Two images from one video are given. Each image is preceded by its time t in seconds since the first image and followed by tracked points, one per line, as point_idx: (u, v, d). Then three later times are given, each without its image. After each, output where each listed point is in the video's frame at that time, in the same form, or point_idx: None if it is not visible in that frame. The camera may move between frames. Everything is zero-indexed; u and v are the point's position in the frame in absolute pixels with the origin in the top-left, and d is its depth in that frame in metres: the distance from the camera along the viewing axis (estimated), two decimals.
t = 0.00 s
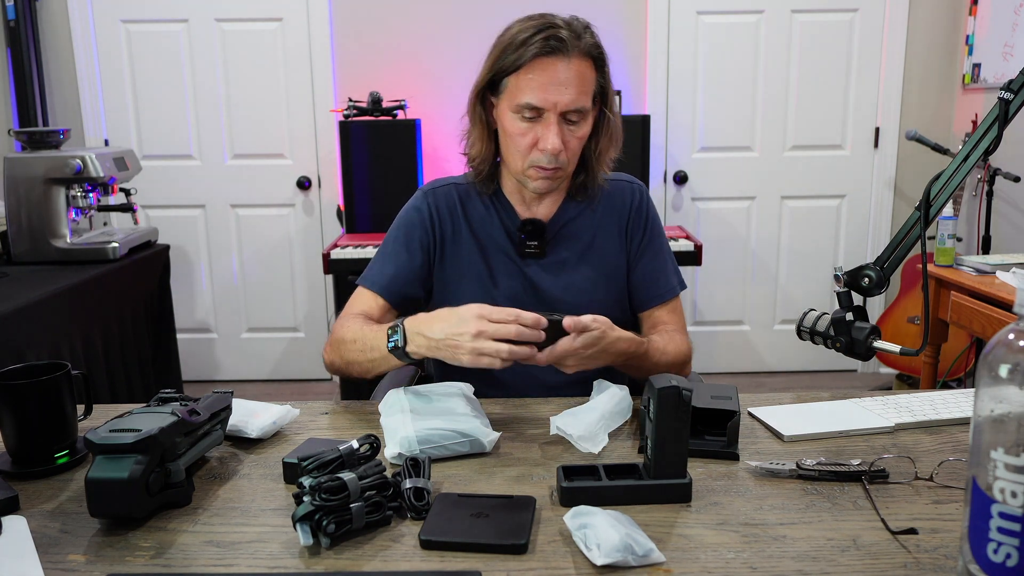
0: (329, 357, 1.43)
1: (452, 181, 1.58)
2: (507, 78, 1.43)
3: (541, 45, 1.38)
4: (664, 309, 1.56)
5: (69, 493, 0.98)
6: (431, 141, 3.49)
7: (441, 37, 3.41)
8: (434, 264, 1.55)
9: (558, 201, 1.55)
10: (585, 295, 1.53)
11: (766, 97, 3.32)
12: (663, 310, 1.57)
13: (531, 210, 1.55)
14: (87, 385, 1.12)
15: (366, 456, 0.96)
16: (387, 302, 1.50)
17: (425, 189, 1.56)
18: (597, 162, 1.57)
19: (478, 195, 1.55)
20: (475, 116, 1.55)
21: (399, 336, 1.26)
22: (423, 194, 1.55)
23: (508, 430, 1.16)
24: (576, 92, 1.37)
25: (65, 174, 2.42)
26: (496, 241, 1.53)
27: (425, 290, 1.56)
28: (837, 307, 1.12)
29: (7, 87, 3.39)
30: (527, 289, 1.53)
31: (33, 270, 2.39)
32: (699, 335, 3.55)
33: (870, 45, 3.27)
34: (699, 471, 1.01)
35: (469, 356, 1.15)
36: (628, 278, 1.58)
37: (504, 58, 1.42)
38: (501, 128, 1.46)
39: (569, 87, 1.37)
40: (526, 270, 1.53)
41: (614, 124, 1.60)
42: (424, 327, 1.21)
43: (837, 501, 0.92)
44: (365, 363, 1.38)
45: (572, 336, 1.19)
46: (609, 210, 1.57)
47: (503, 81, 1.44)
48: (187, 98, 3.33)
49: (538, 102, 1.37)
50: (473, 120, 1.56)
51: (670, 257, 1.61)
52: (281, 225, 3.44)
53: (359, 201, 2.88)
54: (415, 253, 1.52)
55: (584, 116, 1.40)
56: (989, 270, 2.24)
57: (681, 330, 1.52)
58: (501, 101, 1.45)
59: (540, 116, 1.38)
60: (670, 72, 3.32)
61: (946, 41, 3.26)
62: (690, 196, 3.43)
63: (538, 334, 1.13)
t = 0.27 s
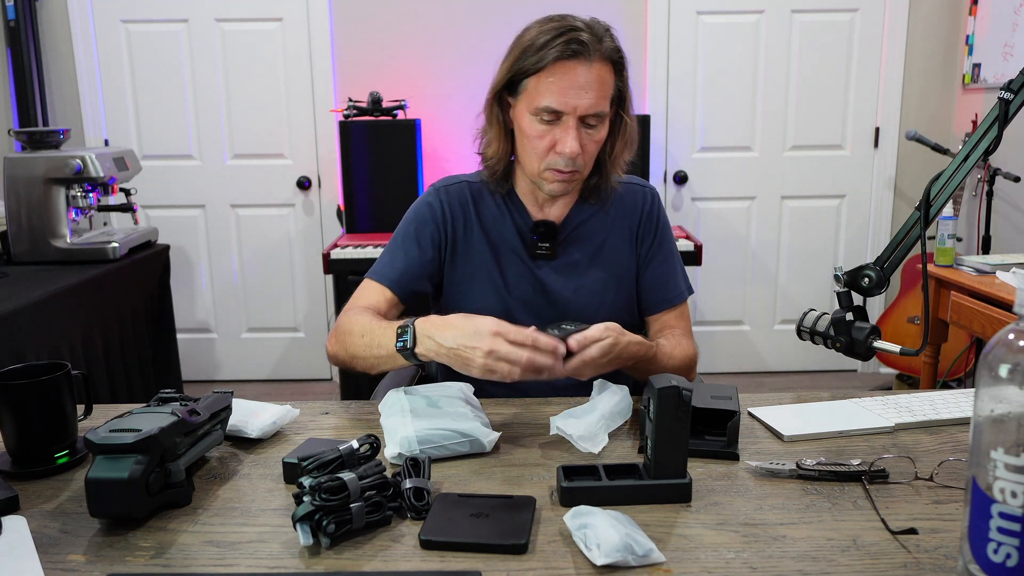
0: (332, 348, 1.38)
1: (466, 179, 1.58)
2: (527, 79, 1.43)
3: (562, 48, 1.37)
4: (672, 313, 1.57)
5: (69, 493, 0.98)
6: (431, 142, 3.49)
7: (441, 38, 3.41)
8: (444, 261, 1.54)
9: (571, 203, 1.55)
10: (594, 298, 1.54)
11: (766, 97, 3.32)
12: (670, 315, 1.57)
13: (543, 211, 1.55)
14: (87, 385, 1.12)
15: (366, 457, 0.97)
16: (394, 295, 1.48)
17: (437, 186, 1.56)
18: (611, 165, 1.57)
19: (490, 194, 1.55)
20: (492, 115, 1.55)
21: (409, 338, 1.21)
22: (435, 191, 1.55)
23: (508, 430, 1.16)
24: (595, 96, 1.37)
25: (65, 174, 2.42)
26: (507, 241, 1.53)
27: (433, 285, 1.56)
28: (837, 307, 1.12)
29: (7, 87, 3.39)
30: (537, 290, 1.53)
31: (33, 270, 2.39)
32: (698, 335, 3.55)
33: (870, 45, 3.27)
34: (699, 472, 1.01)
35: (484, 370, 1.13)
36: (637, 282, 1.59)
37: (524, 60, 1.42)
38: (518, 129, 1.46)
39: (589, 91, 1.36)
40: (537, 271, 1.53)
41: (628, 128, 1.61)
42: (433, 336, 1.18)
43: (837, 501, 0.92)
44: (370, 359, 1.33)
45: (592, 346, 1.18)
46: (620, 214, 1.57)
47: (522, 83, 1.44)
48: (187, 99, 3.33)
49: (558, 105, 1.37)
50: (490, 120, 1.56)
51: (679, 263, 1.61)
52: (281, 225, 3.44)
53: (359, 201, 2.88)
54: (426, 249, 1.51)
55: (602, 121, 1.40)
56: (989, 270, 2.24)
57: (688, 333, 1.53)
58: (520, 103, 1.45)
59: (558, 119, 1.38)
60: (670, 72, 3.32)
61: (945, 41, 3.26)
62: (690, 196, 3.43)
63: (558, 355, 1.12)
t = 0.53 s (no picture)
0: (336, 344, 1.38)
1: (475, 177, 1.58)
2: (539, 79, 1.43)
3: (575, 49, 1.37)
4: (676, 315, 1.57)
5: (69, 493, 0.98)
6: (431, 142, 3.49)
7: (441, 37, 3.41)
8: (451, 260, 1.54)
9: (579, 204, 1.55)
10: (600, 299, 1.54)
11: (766, 97, 3.32)
12: (674, 317, 1.58)
13: (551, 211, 1.54)
14: (87, 385, 1.12)
15: (366, 457, 0.97)
16: (401, 291, 1.49)
17: (445, 184, 1.55)
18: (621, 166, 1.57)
19: (499, 193, 1.55)
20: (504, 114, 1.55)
21: (414, 344, 1.20)
22: (443, 190, 1.54)
23: (508, 429, 1.16)
24: (607, 98, 1.37)
25: (65, 174, 2.42)
26: (515, 240, 1.53)
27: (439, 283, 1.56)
28: (837, 307, 1.12)
29: (7, 87, 3.38)
30: (543, 291, 1.53)
31: (33, 270, 2.39)
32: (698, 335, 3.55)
33: (870, 45, 3.27)
34: (698, 471, 1.01)
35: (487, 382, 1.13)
36: (643, 284, 1.59)
37: (537, 60, 1.42)
38: (529, 129, 1.46)
39: (601, 93, 1.36)
40: (544, 271, 1.53)
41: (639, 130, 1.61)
42: (438, 345, 1.18)
43: (837, 501, 0.92)
44: (374, 359, 1.32)
45: (601, 356, 1.17)
46: (627, 215, 1.57)
47: (534, 83, 1.44)
48: (187, 99, 3.33)
49: (569, 106, 1.37)
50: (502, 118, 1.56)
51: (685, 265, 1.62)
52: (281, 225, 3.44)
53: (359, 201, 2.88)
54: (433, 247, 1.51)
55: (612, 123, 1.40)
56: (988, 270, 2.24)
57: (691, 335, 1.54)
58: (532, 102, 1.45)
59: (569, 120, 1.38)
60: (670, 71, 3.32)
61: (945, 41, 3.26)
62: (690, 196, 3.43)
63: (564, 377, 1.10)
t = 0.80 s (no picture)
0: (340, 343, 1.37)
1: (478, 177, 1.58)
2: (543, 80, 1.42)
3: (580, 50, 1.37)
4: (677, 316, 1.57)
5: (69, 493, 0.98)
6: (431, 142, 3.49)
7: (441, 37, 3.41)
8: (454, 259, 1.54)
9: (582, 205, 1.55)
10: (602, 299, 1.54)
11: (766, 97, 3.32)
12: (676, 318, 1.58)
13: (554, 212, 1.55)
14: (87, 384, 1.12)
15: (366, 457, 0.97)
16: (404, 290, 1.48)
17: (448, 183, 1.55)
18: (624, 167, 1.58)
19: (502, 192, 1.56)
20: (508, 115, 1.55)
21: (418, 347, 1.20)
22: (446, 189, 1.54)
23: (508, 429, 1.16)
24: (611, 100, 1.37)
25: (65, 174, 2.42)
26: (518, 240, 1.53)
27: (442, 281, 1.56)
28: (837, 307, 1.12)
29: (7, 87, 3.38)
30: (546, 290, 1.54)
31: (33, 270, 2.39)
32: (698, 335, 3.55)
33: (870, 46, 3.27)
34: (699, 471, 1.01)
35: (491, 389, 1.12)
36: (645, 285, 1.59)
37: (541, 61, 1.42)
38: (533, 129, 1.46)
39: (605, 95, 1.36)
40: (547, 271, 1.53)
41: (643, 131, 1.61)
42: (442, 349, 1.17)
43: (837, 501, 0.92)
44: (378, 360, 1.31)
45: (603, 355, 1.17)
46: (630, 216, 1.57)
47: (538, 84, 1.44)
48: (187, 99, 3.33)
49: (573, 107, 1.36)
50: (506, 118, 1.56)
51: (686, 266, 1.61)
52: (282, 225, 3.44)
53: (359, 201, 2.88)
54: (436, 247, 1.51)
55: (616, 124, 1.40)
56: (988, 270, 2.24)
57: (692, 335, 1.54)
58: (536, 103, 1.45)
59: (573, 121, 1.38)
60: (670, 71, 3.32)
61: (945, 41, 3.26)
62: (690, 195, 3.43)
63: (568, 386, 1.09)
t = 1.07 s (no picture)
0: (342, 342, 1.36)
1: (479, 176, 1.58)
2: (543, 79, 1.42)
3: (580, 48, 1.37)
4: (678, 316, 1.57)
5: (69, 493, 0.98)
6: (431, 142, 3.49)
7: (441, 37, 3.41)
8: (455, 258, 1.54)
9: (583, 204, 1.55)
10: (603, 299, 1.54)
11: (766, 97, 3.32)
12: (677, 318, 1.58)
13: (555, 211, 1.55)
14: (87, 385, 1.12)
15: (366, 457, 0.97)
16: (405, 289, 1.47)
17: (449, 182, 1.55)
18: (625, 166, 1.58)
19: (503, 191, 1.56)
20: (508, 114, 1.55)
21: (422, 349, 1.20)
22: (447, 188, 1.54)
23: (508, 430, 1.16)
24: (611, 98, 1.36)
25: (65, 174, 2.42)
26: (518, 239, 1.53)
27: (443, 281, 1.56)
28: (837, 307, 1.12)
29: (7, 87, 3.38)
30: (546, 290, 1.54)
31: (33, 270, 2.39)
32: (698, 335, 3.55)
33: (871, 46, 3.27)
34: (698, 471, 1.01)
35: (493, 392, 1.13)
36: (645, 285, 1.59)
37: (541, 59, 1.42)
38: (533, 128, 1.46)
39: (605, 93, 1.36)
40: (547, 271, 1.53)
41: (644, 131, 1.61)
42: (445, 351, 1.17)
43: (837, 501, 0.92)
44: (381, 360, 1.29)
45: (602, 357, 1.18)
46: (631, 215, 1.57)
47: (539, 82, 1.44)
48: (187, 99, 3.33)
49: (573, 105, 1.36)
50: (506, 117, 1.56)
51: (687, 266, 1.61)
52: (282, 225, 3.44)
53: (359, 201, 2.88)
54: (437, 246, 1.51)
55: (617, 123, 1.39)
56: (989, 270, 2.24)
57: (692, 335, 1.53)
58: (536, 102, 1.45)
59: (573, 120, 1.38)
60: (670, 71, 3.32)
61: (945, 41, 3.26)
62: (691, 195, 3.43)
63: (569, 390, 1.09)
